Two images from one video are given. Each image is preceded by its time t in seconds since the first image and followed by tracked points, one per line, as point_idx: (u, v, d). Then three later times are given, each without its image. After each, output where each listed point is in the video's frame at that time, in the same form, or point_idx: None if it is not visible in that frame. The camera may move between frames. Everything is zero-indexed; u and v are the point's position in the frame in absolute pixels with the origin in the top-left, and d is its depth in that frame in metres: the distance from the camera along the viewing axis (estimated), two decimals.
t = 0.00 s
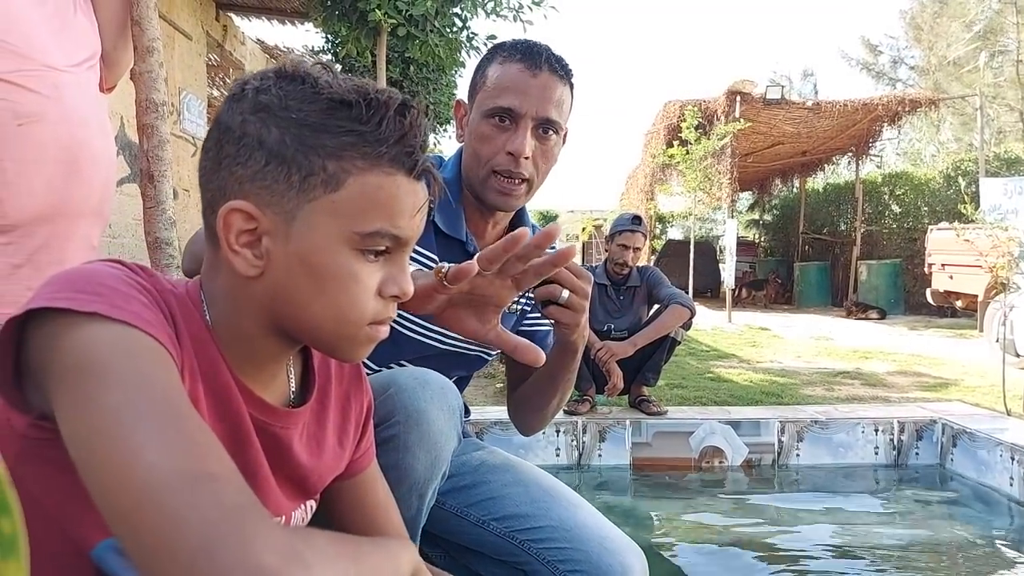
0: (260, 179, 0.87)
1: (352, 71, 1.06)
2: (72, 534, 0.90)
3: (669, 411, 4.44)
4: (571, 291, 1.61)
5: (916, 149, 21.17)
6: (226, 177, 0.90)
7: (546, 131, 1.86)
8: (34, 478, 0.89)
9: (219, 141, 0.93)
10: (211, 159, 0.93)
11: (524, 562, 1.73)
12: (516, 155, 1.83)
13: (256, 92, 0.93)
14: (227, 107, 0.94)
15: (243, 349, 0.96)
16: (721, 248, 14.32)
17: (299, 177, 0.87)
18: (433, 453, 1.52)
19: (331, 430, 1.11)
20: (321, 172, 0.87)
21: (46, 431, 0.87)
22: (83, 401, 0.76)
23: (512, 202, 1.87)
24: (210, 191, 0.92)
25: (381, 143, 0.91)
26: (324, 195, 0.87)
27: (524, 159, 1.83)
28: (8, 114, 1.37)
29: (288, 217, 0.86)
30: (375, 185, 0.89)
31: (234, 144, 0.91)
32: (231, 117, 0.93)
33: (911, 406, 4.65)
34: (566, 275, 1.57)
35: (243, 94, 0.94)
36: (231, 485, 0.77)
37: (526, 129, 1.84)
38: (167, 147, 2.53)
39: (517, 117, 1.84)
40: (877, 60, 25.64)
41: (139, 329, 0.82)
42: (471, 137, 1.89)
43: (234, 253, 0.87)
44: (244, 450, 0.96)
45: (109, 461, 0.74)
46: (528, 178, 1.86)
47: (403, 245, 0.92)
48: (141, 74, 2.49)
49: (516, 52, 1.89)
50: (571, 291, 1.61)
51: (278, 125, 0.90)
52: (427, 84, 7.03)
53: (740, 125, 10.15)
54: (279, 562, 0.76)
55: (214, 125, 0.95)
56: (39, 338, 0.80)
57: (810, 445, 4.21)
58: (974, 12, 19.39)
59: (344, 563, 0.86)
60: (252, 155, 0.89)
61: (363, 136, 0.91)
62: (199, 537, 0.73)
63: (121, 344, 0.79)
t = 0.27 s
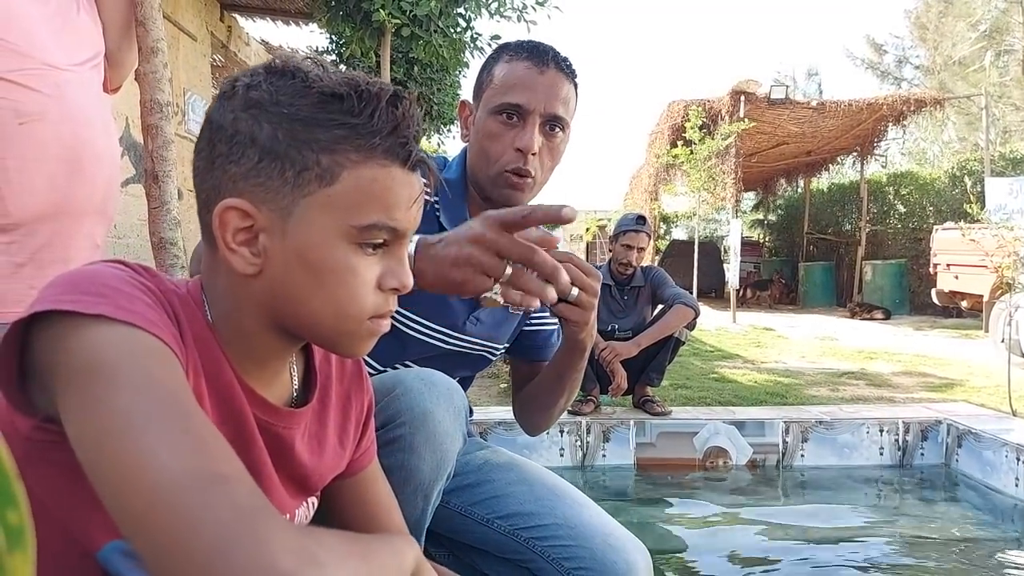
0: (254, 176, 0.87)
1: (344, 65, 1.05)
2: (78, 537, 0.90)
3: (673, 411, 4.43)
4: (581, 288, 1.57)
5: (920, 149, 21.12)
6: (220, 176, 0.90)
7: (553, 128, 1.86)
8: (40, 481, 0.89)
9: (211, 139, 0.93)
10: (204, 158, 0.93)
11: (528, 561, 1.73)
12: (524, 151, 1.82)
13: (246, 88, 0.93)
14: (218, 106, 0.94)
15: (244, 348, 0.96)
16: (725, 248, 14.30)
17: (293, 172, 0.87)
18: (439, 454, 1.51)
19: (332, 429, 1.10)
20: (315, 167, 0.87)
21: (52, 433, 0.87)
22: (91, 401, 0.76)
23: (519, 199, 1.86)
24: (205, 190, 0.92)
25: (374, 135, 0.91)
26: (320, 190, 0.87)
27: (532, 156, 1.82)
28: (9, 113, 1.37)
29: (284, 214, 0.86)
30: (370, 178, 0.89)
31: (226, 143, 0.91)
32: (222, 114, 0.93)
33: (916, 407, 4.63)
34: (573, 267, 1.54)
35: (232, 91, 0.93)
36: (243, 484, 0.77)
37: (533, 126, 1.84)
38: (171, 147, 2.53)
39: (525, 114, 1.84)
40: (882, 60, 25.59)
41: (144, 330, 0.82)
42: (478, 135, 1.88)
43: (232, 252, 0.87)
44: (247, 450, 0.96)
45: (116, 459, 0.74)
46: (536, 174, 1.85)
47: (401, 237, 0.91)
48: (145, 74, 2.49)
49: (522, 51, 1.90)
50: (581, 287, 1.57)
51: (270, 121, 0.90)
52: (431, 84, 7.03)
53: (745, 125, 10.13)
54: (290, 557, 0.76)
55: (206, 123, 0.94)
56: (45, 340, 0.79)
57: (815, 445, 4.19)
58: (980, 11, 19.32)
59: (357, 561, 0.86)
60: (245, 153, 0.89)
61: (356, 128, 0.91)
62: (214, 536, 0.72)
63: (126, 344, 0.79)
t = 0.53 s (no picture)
0: (247, 182, 0.87)
1: (337, 62, 1.05)
2: (81, 542, 0.89)
3: (676, 411, 4.42)
4: (594, 289, 1.66)
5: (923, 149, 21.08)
6: (212, 182, 0.90)
7: (567, 134, 1.86)
8: (43, 486, 0.88)
9: (203, 143, 0.93)
10: (196, 163, 0.93)
11: (532, 559, 1.73)
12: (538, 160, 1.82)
13: (235, 91, 0.92)
14: (207, 109, 0.94)
15: (244, 350, 0.96)
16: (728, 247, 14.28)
17: (286, 177, 0.87)
18: (443, 453, 1.51)
19: (333, 432, 1.10)
20: (308, 170, 0.87)
21: (55, 437, 0.86)
22: (95, 405, 0.76)
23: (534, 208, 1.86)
24: (198, 195, 0.91)
25: (368, 136, 0.90)
26: (314, 194, 0.87)
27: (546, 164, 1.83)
28: (8, 113, 1.37)
29: (279, 219, 0.86)
30: (366, 179, 0.88)
31: (217, 147, 0.91)
32: (212, 118, 0.92)
33: (920, 407, 4.61)
34: (590, 271, 1.64)
35: (222, 94, 0.93)
36: (256, 487, 0.77)
37: (548, 134, 1.83)
38: (174, 147, 2.53)
39: (539, 122, 1.82)
40: (885, 59, 25.57)
41: (147, 333, 0.82)
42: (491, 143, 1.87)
43: (227, 258, 0.87)
44: (250, 452, 0.95)
45: (125, 461, 0.74)
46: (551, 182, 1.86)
47: (400, 238, 0.91)
48: (149, 74, 2.50)
49: (532, 55, 1.87)
50: (594, 289, 1.66)
51: (260, 125, 0.89)
52: (434, 84, 7.03)
53: (748, 125, 10.12)
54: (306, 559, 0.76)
55: (197, 126, 0.94)
56: (47, 343, 0.79)
57: (818, 446, 4.19)
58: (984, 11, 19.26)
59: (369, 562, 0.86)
60: (237, 158, 0.89)
61: (349, 129, 0.90)
62: (229, 540, 0.73)
63: (129, 348, 0.79)
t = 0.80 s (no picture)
0: (248, 184, 0.87)
1: (338, 62, 1.04)
2: (90, 545, 0.90)
3: (679, 412, 4.42)
4: (595, 291, 1.65)
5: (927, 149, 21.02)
6: (213, 184, 0.89)
7: (574, 124, 1.85)
8: (50, 491, 0.89)
9: (203, 145, 0.92)
10: (196, 164, 0.92)
11: (535, 562, 1.72)
12: (547, 146, 1.80)
13: (236, 92, 0.92)
14: (207, 110, 0.93)
15: (248, 352, 0.96)
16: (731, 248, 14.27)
17: (288, 179, 0.86)
18: (447, 455, 1.51)
19: (337, 432, 1.11)
20: (309, 173, 0.87)
21: (62, 442, 0.86)
22: (103, 413, 0.76)
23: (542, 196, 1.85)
24: (198, 198, 0.91)
25: (369, 137, 0.90)
26: (317, 196, 0.86)
27: (555, 151, 1.81)
28: None
29: (281, 221, 0.86)
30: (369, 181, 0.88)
31: (218, 150, 0.90)
32: (212, 119, 0.92)
33: (923, 408, 4.60)
34: (592, 272, 1.64)
35: (221, 96, 0.92)
36: (268, 493, 0.78)
37: (555, 122, 1.82)
38: (179, 148, 2.54)
39: (546, 110, 1.82)
40: (888, 59, 25.51)
41: (153, 339, 0.81)
42: (498, 132, 1.85)
43: (230, 261, 0.87)
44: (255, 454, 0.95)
45: (134, 469, 0.74)
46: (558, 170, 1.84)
47: (402, 239, 0.91)
48: (154, 76, 2.51)
49: (539, 50, 1.89)
50: (595, 291, 1.66)
51: (261, 126, 0.89)
52: (437, 85, 7.04)
53: (751, 125, 10.11)
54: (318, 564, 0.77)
55: (197, 127, 0.93)
56: (52, 351, 0.79)
57: (821, 447, 4.18)
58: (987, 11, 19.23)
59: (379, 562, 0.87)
60: (238, 161, 0.88)
61: (350, 131, 0.90)
62: (244, 549, 0.74)
63: (136, 355, 0.79)
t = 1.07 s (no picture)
0: (251, 181, 0.87)
1: (338, 60, 1.05)
2: (98, 548, 0.91)
3: (680, 412, 4.42)
4: (608, 290, 1.69)
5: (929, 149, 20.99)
6: (216, 182, 0.90)
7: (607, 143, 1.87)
8: (58, 495, 0.89)
9: (205, 143, 0.93)
10: (199, 163, 0.93)
11: (535, 563, 1.73)
12: (590, 172, 1.79)
13: (239, 91, 0.92)
14: (209, 108, 0.94)
15: (250, 351, 0.96)
16: (733, 248, 14.27)
17: (291, 176, 0.87)
18: (445, 455, 1.52)
19: (337, 430, 1.11)
20: (313, 169, 0.87)
21: (68, 446, 0.87)
22: (111, 417, 0.77)
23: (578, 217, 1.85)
24: (201, 196, 0.92)
25: (371, 133, 0.91)
26: (320, 192, 0.87)
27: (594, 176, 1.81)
28: None
29: (285, 218, 0.87)
30: (371, 178, 0.89)
31: (220, 148, 0.91)
32: (215, 117, 0.92)
33: (925, 409, 4.60)
34: (605, 271, 1.68)
35: (224, 94, 0.93)
36: (278, 498, 0.78)
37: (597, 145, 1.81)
38: (181, 148, 2.54)
39: (591, 134, 1.80)
40: (890, 59, 25.50)
41: (159, 341, 0.82)
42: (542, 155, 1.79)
43: (234, 258, 0.88)
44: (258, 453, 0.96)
45: (142, 470, 0.75)
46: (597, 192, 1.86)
47: (404, 234, 0.92)
48: (156, 77, 2.52)
49: (569, 65, 1.84)
50: (607, 290, 1.70)
51: (264, 124, 0.90)
52: (438, 85, 7.05)
53: (753, 125, 10.11)
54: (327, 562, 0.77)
55: (199, 125, 0.94)
56: (58, 355, 0.79)
57: (823, 447, 4.18)
58: (989, 11, 19.21)
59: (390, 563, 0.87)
60: (241, 158, 0.89)
61: (352, 127, 0.90)
62: (255, 555, 0.73)
63: (142, 358, 0.80)
